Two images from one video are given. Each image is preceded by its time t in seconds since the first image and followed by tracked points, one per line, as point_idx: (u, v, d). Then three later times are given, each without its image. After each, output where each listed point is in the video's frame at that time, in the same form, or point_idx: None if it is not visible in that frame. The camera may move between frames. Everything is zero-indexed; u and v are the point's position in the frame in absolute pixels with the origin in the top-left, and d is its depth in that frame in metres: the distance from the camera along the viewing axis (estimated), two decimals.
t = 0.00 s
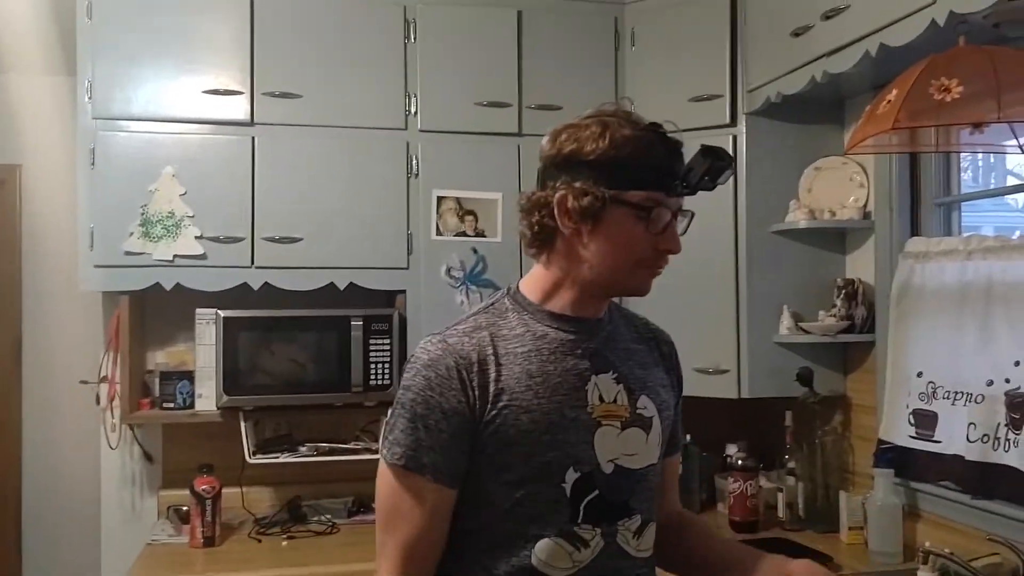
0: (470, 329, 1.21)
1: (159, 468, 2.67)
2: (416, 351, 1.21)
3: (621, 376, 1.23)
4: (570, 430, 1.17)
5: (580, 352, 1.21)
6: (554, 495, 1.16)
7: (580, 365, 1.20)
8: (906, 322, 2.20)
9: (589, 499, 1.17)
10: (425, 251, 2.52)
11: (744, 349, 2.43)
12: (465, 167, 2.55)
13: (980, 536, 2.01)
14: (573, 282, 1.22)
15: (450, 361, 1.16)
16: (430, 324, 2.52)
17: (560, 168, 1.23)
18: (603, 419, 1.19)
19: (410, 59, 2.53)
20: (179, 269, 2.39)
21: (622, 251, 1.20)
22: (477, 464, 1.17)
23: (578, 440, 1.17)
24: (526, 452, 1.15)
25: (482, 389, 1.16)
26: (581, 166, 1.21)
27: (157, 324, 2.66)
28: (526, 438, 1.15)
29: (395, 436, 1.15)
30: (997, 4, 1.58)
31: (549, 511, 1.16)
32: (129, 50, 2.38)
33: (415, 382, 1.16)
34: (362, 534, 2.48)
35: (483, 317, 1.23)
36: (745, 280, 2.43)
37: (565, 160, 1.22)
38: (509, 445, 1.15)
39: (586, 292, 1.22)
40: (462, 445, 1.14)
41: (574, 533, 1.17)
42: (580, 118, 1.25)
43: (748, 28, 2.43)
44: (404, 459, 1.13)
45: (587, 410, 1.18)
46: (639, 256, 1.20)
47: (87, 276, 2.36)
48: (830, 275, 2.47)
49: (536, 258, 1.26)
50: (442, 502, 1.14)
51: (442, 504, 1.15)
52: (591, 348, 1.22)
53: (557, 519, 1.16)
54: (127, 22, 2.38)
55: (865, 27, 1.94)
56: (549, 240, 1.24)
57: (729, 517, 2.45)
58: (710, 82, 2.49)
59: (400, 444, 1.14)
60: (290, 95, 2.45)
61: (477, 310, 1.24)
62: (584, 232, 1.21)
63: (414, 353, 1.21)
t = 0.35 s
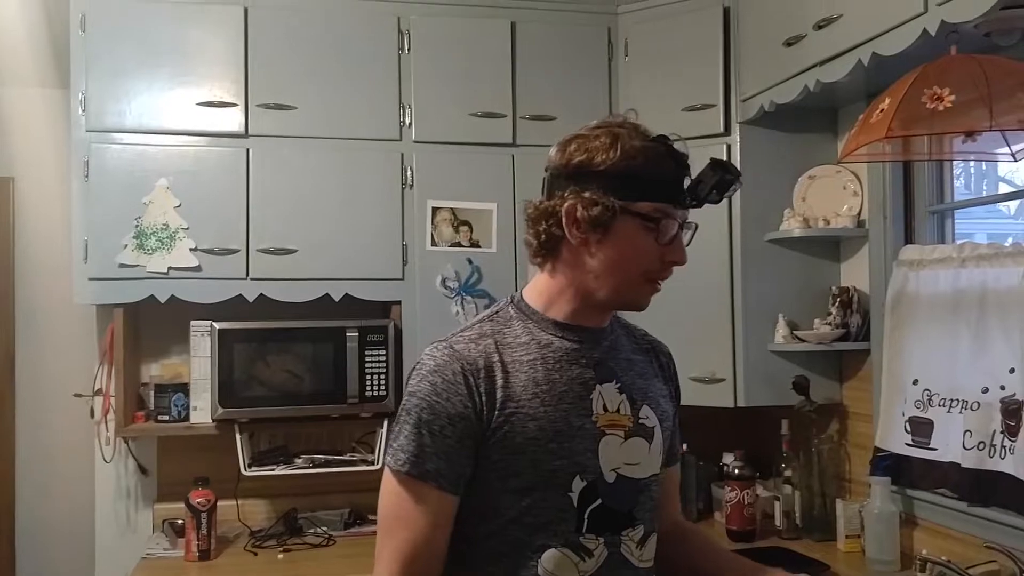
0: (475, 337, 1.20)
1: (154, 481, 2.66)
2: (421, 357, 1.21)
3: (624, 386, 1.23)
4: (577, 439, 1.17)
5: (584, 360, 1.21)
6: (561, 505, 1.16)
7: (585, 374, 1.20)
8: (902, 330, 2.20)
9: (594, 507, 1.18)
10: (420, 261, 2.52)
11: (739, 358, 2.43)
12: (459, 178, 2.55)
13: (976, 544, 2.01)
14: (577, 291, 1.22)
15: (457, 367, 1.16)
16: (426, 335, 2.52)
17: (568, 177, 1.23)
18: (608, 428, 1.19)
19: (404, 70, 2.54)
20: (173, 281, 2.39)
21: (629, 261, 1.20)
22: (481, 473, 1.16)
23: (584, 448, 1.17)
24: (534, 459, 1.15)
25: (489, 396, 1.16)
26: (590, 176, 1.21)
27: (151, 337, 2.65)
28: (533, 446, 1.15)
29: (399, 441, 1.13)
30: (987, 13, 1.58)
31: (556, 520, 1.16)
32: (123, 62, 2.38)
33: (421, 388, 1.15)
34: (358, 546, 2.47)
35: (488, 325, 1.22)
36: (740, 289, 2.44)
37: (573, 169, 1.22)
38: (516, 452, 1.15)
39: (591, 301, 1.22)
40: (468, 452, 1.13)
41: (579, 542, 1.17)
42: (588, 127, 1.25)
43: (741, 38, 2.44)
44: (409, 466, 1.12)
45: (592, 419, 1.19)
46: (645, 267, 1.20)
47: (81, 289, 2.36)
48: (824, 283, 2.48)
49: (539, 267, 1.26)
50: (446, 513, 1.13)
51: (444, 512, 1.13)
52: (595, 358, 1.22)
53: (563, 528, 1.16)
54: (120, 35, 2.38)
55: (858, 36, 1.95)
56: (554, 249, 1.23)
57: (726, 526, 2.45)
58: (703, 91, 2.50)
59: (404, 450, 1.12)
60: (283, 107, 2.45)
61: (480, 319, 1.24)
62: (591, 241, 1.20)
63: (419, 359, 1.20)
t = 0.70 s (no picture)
0: (474, 336, 1.20)
1: (152, 482, 2.65)
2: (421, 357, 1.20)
3: (621, 388, 1.23)
4: (575, 439, 1.16)
5: (581, 361, 1.21)
6: (556, 506, 1.16)
7: (583, 375, 1.20)
8: (902, 330, 2.20)
9: (588, 509, 1.17)
10: (419, 262, 2.52)
11: (739, 359, 2.42)
12: (458, 178, 2.54)
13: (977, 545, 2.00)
14: (574, 290, 1.21)
15: (456, 367, 1.15)
16: (425, 336, 2.51)
17: (566, 177, 1.22)
18: (604, 428, 1.19)
19: (403, 70, 2.53)
20: (171, 282, 2.38)
21: (626, 260, 1.19)
22: (478, 474, 1.15)
23: (579, 450, 1.17)
24: (530, 460, 1.15)
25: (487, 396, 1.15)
26: (588, 176, 1.20)
27: (150, 338, 2.65)
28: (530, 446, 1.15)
29: (400, 442, 1.12)
30: (987, 13, 1.58)
31: (551, 521, 1.15)
32: (122, 63, 2.38)
33: (421, 388, 1.14)
34: (357, 548, 2.47)
35: (487, 325, 1.22)
36: (739, 289, 2.43)
37: (572, 169, 1.21)
38: (513, 453, 1.14)
39: (588, 301, 1.21)
40: (466, 453, 1.13)
41: (574, 544, 1.17)
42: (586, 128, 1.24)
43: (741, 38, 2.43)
44: (409, 466, 1.11)
45: (589, 420, 1.18)
46: (641, 266, 1.20)
47: (79, 290, 2.35)
48: (824, 284, 2.48)
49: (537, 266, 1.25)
50: (449, 513, 1.12)
51: (447, 511, 1.12)
52: (592, 359, 1.22)
53: (557, 529, 1.16)
54: (119, 35, 2.38)
55: (857, 35, 1.94)
56: (552, 248, 1.22)
57: (726, 527, 2.44)
58: (702, 92, 2.50)
59: (404, 450, 1.11)
60: (282, 108, 2.45)
61: (478, 319, 1.24)
62: (588, 240, 1.20)
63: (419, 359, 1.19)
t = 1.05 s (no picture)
0: (464, 338, 1.20)
1: (151, 483, 2.65)
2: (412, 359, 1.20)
3: (611, 390, 1.22)
4: (562, 441, 1.16)
5: (570, 363, 1.20)
6: (543, 506, 1.15)
7: (571, 376, 1.20)
8: (901, 330, 2.20)
9: (575, 510, 1.17)
10: (418, 262, 2.52)
11: (739, 359, 2.42)
12: (458, 178, 2.54)
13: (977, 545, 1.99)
14: (537, 286, 1.23)
15: (445, 369, 1.15)
16: (424, 336, 2.51)
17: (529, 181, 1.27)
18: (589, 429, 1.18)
19: (402, 70, 2.53)
20: (171, 282, 2.38)
21: (563, 247, 1.18)
22: (466, 474, 1.15)
23: (566, 450, 1.16)
24: (516, 460, 1.15)
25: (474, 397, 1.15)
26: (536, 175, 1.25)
27: (149, 338, 2.65)
28: (516, 447, 1.15)
29: (389, 443, 1.13)
30: (986, 13, 1.58)
31: (538, 520, 1.15)
32: (122, 62, 2.38)
33: (410, 390, 1.14)
34: (356, 548, 2.46)
35: (479, 327, 1.22)
36: (739, 289, 2.43)
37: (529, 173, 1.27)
38: (499, 454, 1.14)
39: (549, 295, 1.21)
40: (453, 453, 1.13)
41: (562, 544, 1.16)
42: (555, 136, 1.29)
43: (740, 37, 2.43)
44: (399, 466, 1.11)
45: (576, 421, 1.18)
46: (579, 251, 1.17)
47: (78, 291, 2.35)
48: (823, 283, 2.48)
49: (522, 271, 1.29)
50: (441, 513, 1.13)
51: (438, 512, 1.12)
52: (580, 360, 1.21)
53: (544, 529, 1.15)
54: (118, 34, 2.38)
55: (856, 35, 1.94)
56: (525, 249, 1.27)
57: (725, 527, 2.44)
58: (701, 92, 2.49)
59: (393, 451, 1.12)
60: (281, 108, 2.45)
61: (470, 321, 1.24)
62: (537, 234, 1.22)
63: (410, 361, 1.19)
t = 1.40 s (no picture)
0: (460, 342, 1.21)
1: (152, 486, 2.65)
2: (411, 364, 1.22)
3: (609, 393, 1.22)
4: (557, 444, 1.16)
5: (566, 367, 1.20)
6: (537, 508, 1.15)
7: (567, 379, 1.20)
8: (903, 334, 2.20)
9: (570, 512, 1.16)
10: (419, 265, 2.52)
11: (740, 362, 2.42)
12: (459, 181, 2.54)
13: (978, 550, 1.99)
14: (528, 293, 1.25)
15: (440, 373, 1.16)
16: (424, 339, 2.51)
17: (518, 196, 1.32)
18: (585, 432, 1.18)
19: (404, 73, 2.53)
20: (172, 285, 2.39)
21: (539, 249, 1.21)
22: (463, 476, 1.16)
23: (561, 453, 1.16)
24: (511, 462, 1.15)
25: (470, 400, 1.16)
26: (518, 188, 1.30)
27: (150, 341, 2.65)
28: (511, 450, 1.15)
29: (388, 447, 1.14)
30: (987, 18, 1.58)
31: (531, 521, 1.15)
32: (124, 66, 2.38)
33: (406, 394, 1.16)
34: (357, 551, 2.46)
35: (477, 332, 1.23)
36: (740, 293, 2.43)
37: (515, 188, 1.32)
38: (495, 456, 1.15)
39: (537, 300, 1.23)
40: (449, 456, 1.13)
41: (557, 546, 1.16)
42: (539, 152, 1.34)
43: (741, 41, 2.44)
44: (398, 470, 1.13)
45: (572, 424, 1.17)
46: (552, 250, 1.19)
47: (79, 294, 2.35)
48: (824, 287, 2.48)
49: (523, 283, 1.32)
50: (439, 515, 1.14)
51: (436, 513, 1.13)
52: (575, 363, 1.21)
53: (539, 530, 1.15)
54: (120, 38, 2.38)
55: (857, 39, 1.94)
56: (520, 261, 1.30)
57: (726, 531, 2.44)
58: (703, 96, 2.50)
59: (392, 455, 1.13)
60: (282, 111, 2.45)
61: (469, 325, 1.24)
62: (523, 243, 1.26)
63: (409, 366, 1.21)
